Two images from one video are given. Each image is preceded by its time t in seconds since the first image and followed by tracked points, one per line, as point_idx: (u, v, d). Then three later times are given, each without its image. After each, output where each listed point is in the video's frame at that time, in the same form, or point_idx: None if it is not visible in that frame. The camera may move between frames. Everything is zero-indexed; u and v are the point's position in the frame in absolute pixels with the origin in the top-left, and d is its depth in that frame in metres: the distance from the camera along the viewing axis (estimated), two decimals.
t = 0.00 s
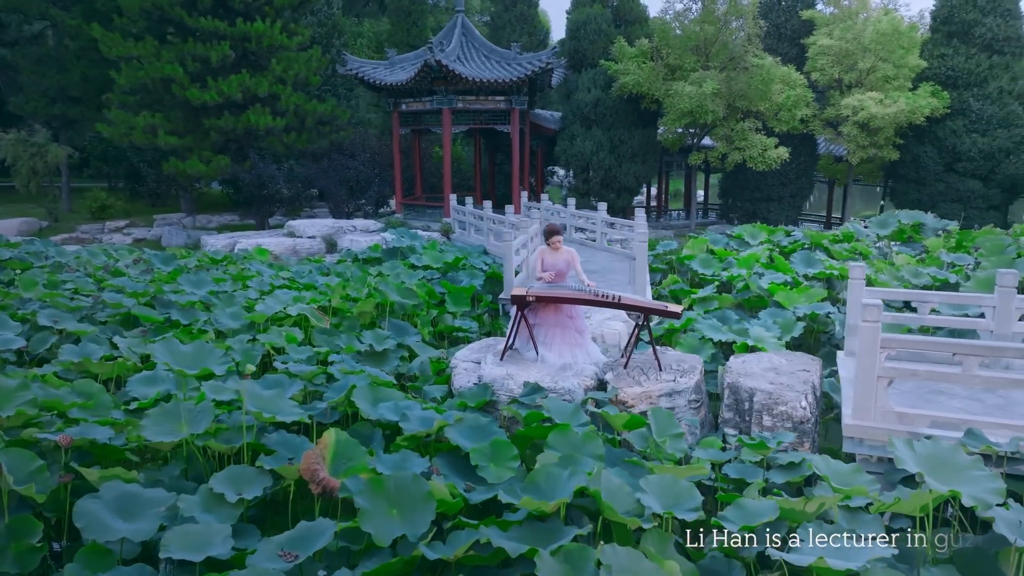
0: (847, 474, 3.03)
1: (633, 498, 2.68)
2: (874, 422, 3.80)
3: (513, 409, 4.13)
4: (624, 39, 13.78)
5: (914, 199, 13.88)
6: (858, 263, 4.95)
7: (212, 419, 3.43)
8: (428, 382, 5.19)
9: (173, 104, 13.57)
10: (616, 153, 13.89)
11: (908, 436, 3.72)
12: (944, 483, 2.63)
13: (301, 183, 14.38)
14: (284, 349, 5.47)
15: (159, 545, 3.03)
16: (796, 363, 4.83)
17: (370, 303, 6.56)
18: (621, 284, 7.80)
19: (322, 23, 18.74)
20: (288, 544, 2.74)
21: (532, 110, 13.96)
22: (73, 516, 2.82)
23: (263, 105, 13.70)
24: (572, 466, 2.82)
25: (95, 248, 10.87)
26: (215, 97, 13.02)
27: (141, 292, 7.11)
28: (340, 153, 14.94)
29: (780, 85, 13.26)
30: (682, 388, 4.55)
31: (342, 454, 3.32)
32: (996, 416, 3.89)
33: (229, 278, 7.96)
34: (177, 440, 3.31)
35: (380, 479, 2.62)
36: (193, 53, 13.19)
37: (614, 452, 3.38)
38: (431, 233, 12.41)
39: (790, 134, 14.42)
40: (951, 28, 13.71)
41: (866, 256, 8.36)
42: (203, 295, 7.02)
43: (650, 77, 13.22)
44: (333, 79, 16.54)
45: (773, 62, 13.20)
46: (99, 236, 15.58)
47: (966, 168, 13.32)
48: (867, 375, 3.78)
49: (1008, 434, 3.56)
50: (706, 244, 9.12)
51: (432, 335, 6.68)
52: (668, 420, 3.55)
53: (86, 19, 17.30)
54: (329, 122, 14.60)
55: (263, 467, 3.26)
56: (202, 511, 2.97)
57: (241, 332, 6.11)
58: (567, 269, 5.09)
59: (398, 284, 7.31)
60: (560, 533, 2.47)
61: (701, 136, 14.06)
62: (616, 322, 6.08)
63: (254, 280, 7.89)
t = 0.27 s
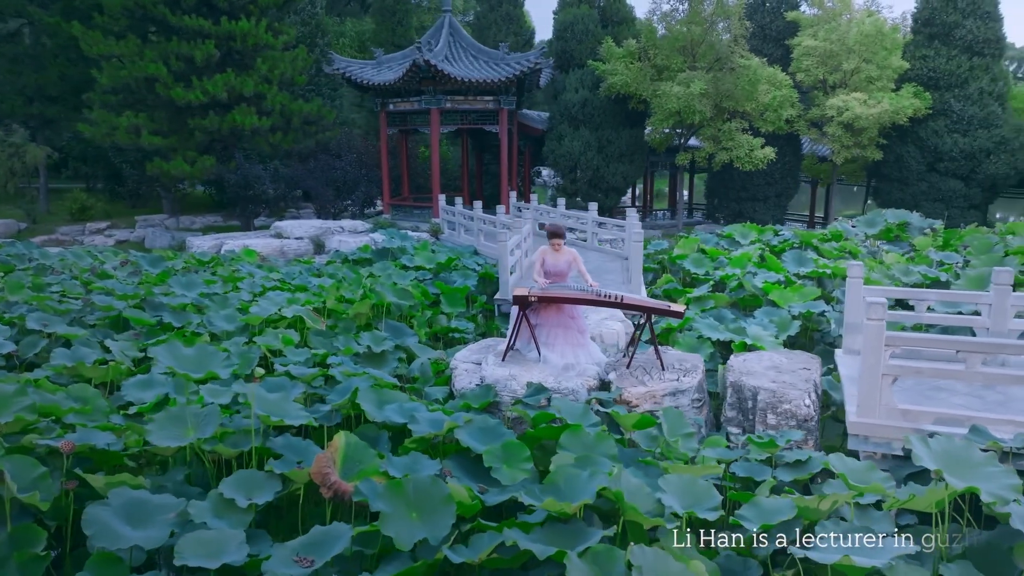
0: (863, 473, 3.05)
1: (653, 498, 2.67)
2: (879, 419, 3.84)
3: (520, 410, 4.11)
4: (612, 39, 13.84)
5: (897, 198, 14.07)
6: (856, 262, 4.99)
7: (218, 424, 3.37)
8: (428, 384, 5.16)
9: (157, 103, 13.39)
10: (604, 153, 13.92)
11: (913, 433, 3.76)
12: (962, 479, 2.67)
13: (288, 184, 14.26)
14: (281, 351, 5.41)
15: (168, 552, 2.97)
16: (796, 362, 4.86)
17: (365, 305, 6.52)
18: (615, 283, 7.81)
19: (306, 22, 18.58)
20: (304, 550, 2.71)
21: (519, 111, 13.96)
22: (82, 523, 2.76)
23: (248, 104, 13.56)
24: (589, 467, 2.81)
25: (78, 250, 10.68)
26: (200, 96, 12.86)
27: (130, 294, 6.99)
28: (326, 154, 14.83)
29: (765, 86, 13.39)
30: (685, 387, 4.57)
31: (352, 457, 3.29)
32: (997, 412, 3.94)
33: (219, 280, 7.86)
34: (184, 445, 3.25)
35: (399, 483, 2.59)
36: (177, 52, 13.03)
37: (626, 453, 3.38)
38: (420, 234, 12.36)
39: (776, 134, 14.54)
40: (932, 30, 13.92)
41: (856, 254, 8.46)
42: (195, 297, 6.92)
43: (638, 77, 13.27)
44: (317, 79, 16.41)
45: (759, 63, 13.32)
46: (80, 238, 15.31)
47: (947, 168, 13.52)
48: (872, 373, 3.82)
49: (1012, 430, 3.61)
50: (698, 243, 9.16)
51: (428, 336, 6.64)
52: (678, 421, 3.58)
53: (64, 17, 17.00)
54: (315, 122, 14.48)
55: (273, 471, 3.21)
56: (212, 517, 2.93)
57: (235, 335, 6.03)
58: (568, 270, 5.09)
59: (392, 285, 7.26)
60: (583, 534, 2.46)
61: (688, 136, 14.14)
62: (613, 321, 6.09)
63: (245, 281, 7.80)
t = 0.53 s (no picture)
0: (874, 468, 3.07)
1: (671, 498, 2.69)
2: (883, 417, 3.87)
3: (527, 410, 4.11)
4: (600, 40, 13.88)
5: (882, 198, 14.24)
6: (854, 260, 5.03)
7: (225, 429, 3.33)
8: (428, 385, 5.12)
9: (142, 103, 13.23)
10: (593, 153, 13.95)
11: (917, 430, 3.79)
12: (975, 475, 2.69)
13: (276, 184, 14.15)
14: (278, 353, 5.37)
15: (176, 558, 2.93)
16: (796, 360, 4.88)
17: (362, 307, 6.48)
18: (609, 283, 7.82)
19: (292, 21, 18.43)
20: (318, 554, 2.68)
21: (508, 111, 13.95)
22: (91, 530, 2.71)
23: (235, 105, 13.43)
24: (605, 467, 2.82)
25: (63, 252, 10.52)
26: (186, 96, 12.73)
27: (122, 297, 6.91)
28: (314, 154, 14.72)
29: (753, 86, 13.49)
30: (687, 386, 4.59)
31: (361, 459, 3.26)
32: (998, 408, 3.99)
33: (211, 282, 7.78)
34: (191, 449, 3.21)
35: (417, 485, 2.57)
36: (163, 52, 12.88)
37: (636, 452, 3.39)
38: (410, 235, 12.30)
39: (763, 134, 14.65)
40: (916, 32, 14.10)
41: (847, 253, 8.53)
42: (187, 300, 6.85)
43: (627, 78, 13.32)
44: (304, 79, 16.29)
45: (747, 64, 13.42)
46: (62, 239, 15.08)
47: (931, 167, 13.70)
48: (876, 370, 3.85)
49: (1014, 426, 3.66)
50: (690, 243, 9.20)
51: (425, 337, 6.61)
52: (687, 420, 3.61)
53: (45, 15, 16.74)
54: (303, 122, 14.37)
55: (282, 475, 3.18)
56: (223, 522, 2.89)
57: (231, 337, 5.96)
58: (569, 269, 5.08)
59: (387, 287, 7.22)
60: (605, 534, 2.46)
61: (677, 136, 14.21)
62: (612, 321, 6.09)
63: (237, 283, 7.72)
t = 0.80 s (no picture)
0: (889, 465, 3.11)
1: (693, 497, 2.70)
2: (888, 414, 3.92)
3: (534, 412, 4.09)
4: (587, 40, 13.90)
5: (865, 197, 14.42)
6: (852, 259, 5.09)
7: (235, 434, 3.27)
8: (429, 387, 5.08)
9: (124, 103, 13.03)
10: (580, 153, 13.97)
11: (922, 427, 3.84)
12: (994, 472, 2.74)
13: (261, 185, 14.00)
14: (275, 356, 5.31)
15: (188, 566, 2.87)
16: (796, 359, 4.92)
17: (358, 308, 6.43)
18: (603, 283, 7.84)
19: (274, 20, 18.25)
20: (338, 560, 2.65)
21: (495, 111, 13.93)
22: (103, 539, 2.65)
23: (219, 104, 13.27)
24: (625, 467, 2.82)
25: (44, 254, 10.32)
26: (169, 96, 12.55)
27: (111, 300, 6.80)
28: (299, 154, 14.58)
29: (739, 87, 13.58)
30: (691, 386, 4.60)
31: (373, 462, 3.23)
32: (997, 404, 4.06)
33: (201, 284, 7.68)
34: (201, 455, 3.15)
35: (439, 488, 2.55)
36: (145, 51, 12.69)
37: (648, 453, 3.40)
38: (398, 236, 12.23)
39: (748, 135, 14.77)
40: (897, 34, 14.30)
41: (836, 252, 8.63)
42: (179, 303, 6.76)
43: (614, 78, 13.37)
44: (287, 79, 16.13)
45: (733, 65, 13.51)
46: (41, 242, 14.80)
47: (913, 167, 13.90)
48: (881, 368, 3.89)
49: (1016, 421, 3.72)
50: (681, 242, 9.25)
51: (422, 338, 6.57)
52: (698, 419, 3.63)
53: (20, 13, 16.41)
54: (287, 122, 14.23)
55: (294, 479, 3.14)
56: (237, 528, 2.85)
57: (226, 340, 5.88)
58: (571, 270, 5.07)
59: (382, 288, 7.18)
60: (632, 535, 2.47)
61: (663, 137, 14.27)
62: (611, 321, 6.09)
63: (227, 285, 7.63)
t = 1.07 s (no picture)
0: (905, 461, 3.14)
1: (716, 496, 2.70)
2: (893, 412, 3.96)
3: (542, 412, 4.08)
4: (574, 41, 13.93)
5: (848, 196, 14.60)
6: (850, 258, 5.14)
7: (246, 439, 3.22)
8: (431, 390, 5.04)
9: (104, 103, 12.81)
10: (568, 153, 13.99)
11: (927, 423, 3.88)
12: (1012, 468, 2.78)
13: (246, 186, 13.84)
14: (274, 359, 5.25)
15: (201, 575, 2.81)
16: (797, 357, 4.95)
17: (355, 310, 6.38)
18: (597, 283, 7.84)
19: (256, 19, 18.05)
20: (359, 566, 2.61)
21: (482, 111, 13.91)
22: (118, 548, 2.59)
23: (202, 104, 13.09)
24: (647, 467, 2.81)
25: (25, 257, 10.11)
26: (152, 96, 12.36)
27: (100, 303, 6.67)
28: (283, 155, 14.44)
29: (725, 88, 13.68)
30: (696, 385, 4.62)
31: (387, 466, 3.19)
32: (998, 400, 4.12)
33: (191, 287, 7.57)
34: (212, 461, 3.09)
35: (464, 492, 2.53)
36: (127, 49, 12.48)
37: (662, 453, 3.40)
38: (386, 236, 12.16)
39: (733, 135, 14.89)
40: (878, 35, 14.51)
41: (826, 251, 8.72)
42: (170, 306, 6.66)
43: (601, 79, 13.41)
44: (270, 78, 15.97)
45: (719, 66, 13.61)
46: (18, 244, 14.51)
47: (895, 167, 14.10)
48: (887, 366, 3.93)
49: (1019, 417, 3.78)
50: (672, 242, 9.29)
51: (418, 339, 6.53)
52: (710, 418, 3.64)
53: None
54: (272, 122, 14.09)
55: (308, 484, 3.09)
56: (254, 535, 2.80)
57: (221, 343, 5.80)
58: (573, 270, 5.06)
59: (376, 289, 7.13)
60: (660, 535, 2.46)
61: (650, 137, 14.34)
62: (610, 321, 6.10)
63: (218, 287, 7.53)
